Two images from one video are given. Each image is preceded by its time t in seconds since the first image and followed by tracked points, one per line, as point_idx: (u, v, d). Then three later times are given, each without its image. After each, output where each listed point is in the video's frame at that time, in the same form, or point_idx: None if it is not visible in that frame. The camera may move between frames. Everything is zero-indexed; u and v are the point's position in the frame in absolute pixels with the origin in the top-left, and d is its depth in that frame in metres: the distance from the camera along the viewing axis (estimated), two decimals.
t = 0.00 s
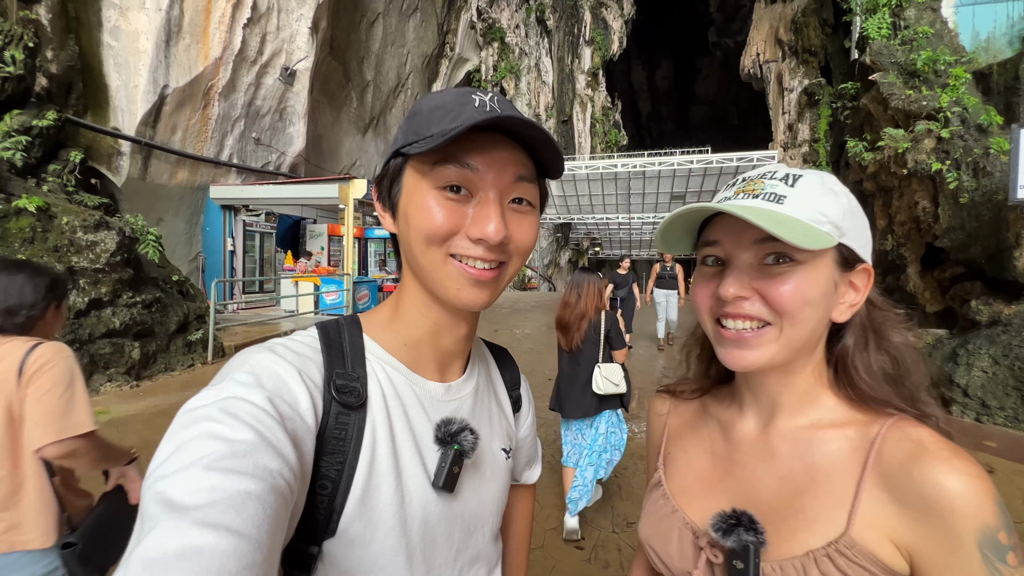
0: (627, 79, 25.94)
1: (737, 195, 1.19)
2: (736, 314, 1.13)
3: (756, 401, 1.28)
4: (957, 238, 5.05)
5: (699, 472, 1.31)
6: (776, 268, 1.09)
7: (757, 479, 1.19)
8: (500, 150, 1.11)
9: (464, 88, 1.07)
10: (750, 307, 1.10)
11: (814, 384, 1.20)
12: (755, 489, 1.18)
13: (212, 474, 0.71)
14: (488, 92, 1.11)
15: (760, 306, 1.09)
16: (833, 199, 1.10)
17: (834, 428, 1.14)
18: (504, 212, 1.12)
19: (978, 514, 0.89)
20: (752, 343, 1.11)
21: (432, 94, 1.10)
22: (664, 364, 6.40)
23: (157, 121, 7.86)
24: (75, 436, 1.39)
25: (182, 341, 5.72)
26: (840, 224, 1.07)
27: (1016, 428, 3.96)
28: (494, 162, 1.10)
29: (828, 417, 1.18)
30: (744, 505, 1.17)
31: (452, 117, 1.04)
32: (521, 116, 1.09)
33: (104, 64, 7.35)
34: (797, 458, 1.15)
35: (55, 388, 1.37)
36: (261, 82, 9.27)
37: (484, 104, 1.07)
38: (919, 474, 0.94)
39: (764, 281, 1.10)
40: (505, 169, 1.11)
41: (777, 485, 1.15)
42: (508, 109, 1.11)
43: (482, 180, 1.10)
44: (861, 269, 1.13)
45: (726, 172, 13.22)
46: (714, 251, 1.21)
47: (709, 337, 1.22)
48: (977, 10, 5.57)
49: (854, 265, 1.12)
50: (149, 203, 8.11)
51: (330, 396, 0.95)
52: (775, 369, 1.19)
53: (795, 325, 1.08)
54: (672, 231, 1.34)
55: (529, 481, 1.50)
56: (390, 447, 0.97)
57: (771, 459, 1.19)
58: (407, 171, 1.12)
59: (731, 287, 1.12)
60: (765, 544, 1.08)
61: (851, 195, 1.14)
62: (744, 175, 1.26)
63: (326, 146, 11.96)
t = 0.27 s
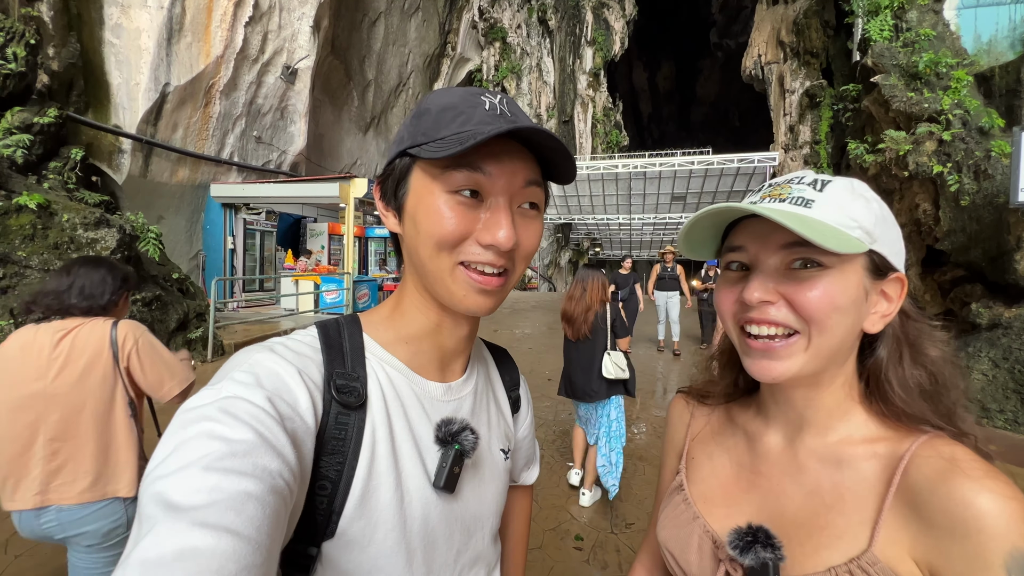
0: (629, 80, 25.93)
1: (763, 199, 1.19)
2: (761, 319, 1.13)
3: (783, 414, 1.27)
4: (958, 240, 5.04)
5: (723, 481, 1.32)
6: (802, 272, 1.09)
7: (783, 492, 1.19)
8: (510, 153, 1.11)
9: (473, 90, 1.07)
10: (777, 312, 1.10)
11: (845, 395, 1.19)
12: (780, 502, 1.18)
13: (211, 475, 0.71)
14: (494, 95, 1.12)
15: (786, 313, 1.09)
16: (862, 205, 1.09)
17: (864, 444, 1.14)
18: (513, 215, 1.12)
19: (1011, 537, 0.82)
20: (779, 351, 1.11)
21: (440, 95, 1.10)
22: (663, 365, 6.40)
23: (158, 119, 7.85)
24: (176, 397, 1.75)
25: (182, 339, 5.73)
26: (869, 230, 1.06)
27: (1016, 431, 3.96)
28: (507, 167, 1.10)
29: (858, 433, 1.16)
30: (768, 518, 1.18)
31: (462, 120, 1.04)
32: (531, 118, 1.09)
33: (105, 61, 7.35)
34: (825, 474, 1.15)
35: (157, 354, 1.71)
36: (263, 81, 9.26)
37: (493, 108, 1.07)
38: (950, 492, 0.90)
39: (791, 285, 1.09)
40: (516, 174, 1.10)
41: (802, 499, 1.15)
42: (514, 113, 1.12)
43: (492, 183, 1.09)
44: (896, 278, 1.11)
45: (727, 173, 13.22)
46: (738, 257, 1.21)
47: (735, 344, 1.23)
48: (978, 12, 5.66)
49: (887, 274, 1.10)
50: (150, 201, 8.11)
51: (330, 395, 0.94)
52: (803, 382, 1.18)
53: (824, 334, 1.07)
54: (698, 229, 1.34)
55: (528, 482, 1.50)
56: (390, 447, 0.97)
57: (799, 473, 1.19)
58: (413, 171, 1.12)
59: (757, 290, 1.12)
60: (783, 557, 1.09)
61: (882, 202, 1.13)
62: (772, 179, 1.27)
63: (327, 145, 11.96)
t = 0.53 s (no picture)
0: (633, 84, 25.97)
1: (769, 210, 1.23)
2: (756, 325, 1.12)
3: (798, 429, 1.25)
4: (964, 247, 5.00)
5: (739, 496, 1.33)
6: (793, 277, 1.06)
7: (795, 510, 1.18)
8: (517, 162, 1.12)
9: (475, 100, 1.09)
10: (769, 319, 1.09)
11: (858, 412, 1.14)
12: (791, 521, 1.17)
13: (218, 483, 0.71)
14: (496, 104, 1.14)
15: (779, 320, 1.08)
16: (866, 210, 1.06)
17: (878, 466, 1.09)
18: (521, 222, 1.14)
19: None
20: (773, 358, 1.10)
21: (441, 105, 1.11)
22: (666, 370, 6.39)
23: (165, 121, 7.91)
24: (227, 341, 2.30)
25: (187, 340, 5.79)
26: (868, 235, 1.03)
27: None
28: (513, 176, 1.11)
29: (876, 454, 1.11)
30: (779, 536, 1.17)
31: (468, 129, 1.05)
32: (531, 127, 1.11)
33: (114, 64, 7.42)
34: (838, 494, 1.12)
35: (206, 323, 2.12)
36: (269, 84, 9.32)
37: (496, 117, 1.09)
38: (965, 524, 0.85)
39: (783, 292, 1.07)
40: (522, 183, 1.12)
41: (814, 519, 1.13)
42: (516, 122, 1.14)
43: (500, 192, 1.10)
44: (910, 287, 1.05)
45: (731, 177, 13.20)
46: (740, 265, 1.21)
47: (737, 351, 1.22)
48: (985, 18, 5.63)
49: (898, 283, 1.05)
50: (157, 202, 8.17)
51: (332, 404, 0.95)
52: (812, 394, 1.14)
53: (821, 342, 1.03)
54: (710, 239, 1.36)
55: (528, 486, 1.50)
56: (391, 456, 0.97)
57: (812, 492, 1.16)
58: (417, 181, 1.13)
59: (749, 296, 1.12)
60: None
61: (898, 208, 1.08)
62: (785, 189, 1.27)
63: (332, 147, 12.02)
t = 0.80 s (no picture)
0: (632, 88, 26.08)
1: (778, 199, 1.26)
2: (756, 315, 1.13)
3: (794, 432, 1.25)
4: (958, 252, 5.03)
5: (736, 497, 1.34)
6: (796, 267, 1.06)
7: (789, 514, 1.19)
8: (512, 160, 1.13)
9: (470, 99, 1.10)
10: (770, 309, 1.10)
11: (856, 416, 1.13)
12: (785, 524, 1.18)
13: (215, 478, 0.71)
14: (492, 104, 1.15)
15: (779, 310, 1.09)
16: (877, 200, 1.06)
17: (874, 471, 1.08)
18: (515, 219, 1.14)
19: None
20: (771, 346, 1.10)
21: (438, 104, 1.12)
22: (663, 373, 6.40)
23: (163, 120, 7.89)
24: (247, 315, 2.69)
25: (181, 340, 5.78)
26: (875, 225, 1.03)
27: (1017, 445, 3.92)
28: (508, 173, 1.12)
29: (873, 459, 1.10)
30: (774, 539, 1.18)
31: (463, 128, 1.06)
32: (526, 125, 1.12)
33: (112, 63, 7.41)
34: (832, 499, 1.11)
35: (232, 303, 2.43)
36: (268, 84, 9.31)
37: (490, 116, 1.10)
38: (958, 536, 0.83)
39: (783, 282, 1.07)
40: (517, 180, 1.13)
41: (808, 524, 1.14)
42: (511, 121, 1.14)
43: (495, 189, 1.11)
44: (920, 282, 1.03)
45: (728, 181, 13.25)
46: (745, 255, 1.23)
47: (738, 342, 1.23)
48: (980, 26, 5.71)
49: (906, 278, 1.04)
50: (153, 202, 8.15)
51: (330, 400, 0.95)
52: (810, 389, 1.13)
53: (821, 332, 1.02)
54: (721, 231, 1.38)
55: (523, 485, 1.50)
56: (389, 452, 0.98)
57: (806, 495, 1.16)
58: (414, 181, 1.12)
59: (748, 285, 1.13)
60: None
61: (915, 200, 1.07)
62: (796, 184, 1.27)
63: (330, 148, 12.02)
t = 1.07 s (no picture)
0: (631, 89, 26.12)
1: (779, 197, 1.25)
2: (757, 320, 1.13)
3: (796, 436, 1.25)
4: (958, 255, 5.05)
5: (738, 503, 1.34)
6: (799, 271, 1.06)
7: (793, 521, 1.19)
8: (499, 155, 1.13)
9: (462, 96, 1.09)
10: (771, 312, 1.10)
11: (861, 421, 1.13)
12: (789, 530, 1.19)
13: (215, 478, 0.72)
14: (487, 101, 1.13)
15: (782, 315, 1.08)
16: (881, 201, 1.05)
17: (877, 474, 1.09)
18: (502, 215, 1.13)
19: None
20: (772, 351, 1.10)
21: (432, 101, 1.12)
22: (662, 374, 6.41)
23: (163, 119, 7.88)
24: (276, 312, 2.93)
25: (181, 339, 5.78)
26: (881, 227, 1.02)
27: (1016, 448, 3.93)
28: (493, 167, 1.11)
29: (877, 464, 1.11)
30: (779, 546, 1.19)
31: (450, 124, 1.05)
32: (519, 122, 1.11)
33: (112, 61, 7.40)
34: (836, 505, 1.12)
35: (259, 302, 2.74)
36: (268, 83, 9.31)
37: (481, 112, 1.08)
38: (967, 543, 0.83)
39: (786, 286, 1.07)
40: (503, 175, 1.12)
41: (813, 530, 1.14)
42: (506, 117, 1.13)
43: (479, 185, 1.11)
44: (924, 284, 1.04)
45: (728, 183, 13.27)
46: (743, 256, 1.23)
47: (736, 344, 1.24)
48: (979, 30, 5.74)
49: (910, 281, 1.04)
50: (153, 201, 8.15)
51: (330, 400, 0.95)
52: (815, 393, 1.14)
53: (825, 338, 1.02)
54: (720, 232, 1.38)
55: (522, 485, 1.50)
56: (389, 452, 0.98)
57: (810, 501, 1.17)
58: (405, 178, 1.14)
59: (749, 290, 1.14)
60: None
61: (919, 200, 1.07)
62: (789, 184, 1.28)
63: (330, 147, 12.01)
